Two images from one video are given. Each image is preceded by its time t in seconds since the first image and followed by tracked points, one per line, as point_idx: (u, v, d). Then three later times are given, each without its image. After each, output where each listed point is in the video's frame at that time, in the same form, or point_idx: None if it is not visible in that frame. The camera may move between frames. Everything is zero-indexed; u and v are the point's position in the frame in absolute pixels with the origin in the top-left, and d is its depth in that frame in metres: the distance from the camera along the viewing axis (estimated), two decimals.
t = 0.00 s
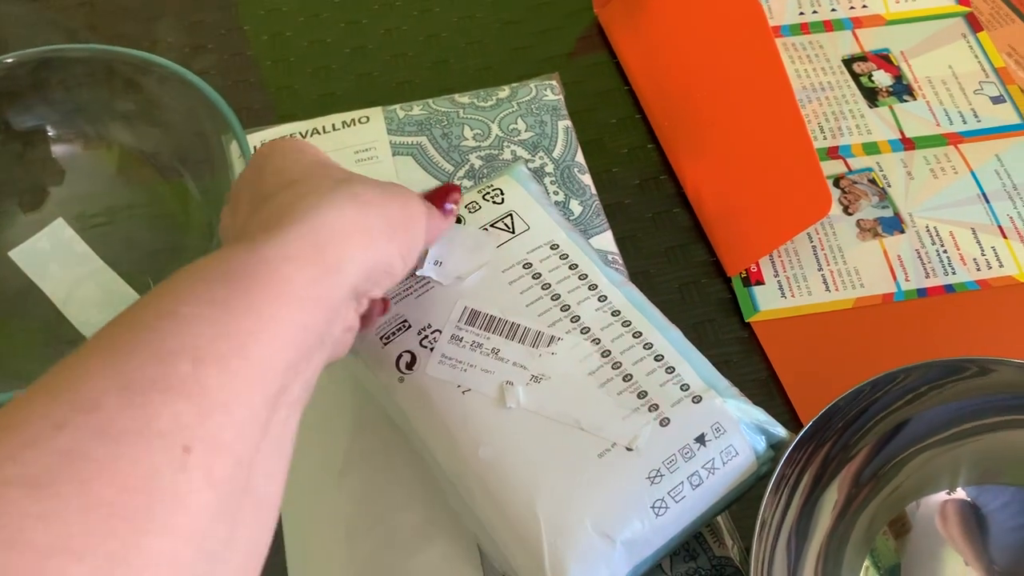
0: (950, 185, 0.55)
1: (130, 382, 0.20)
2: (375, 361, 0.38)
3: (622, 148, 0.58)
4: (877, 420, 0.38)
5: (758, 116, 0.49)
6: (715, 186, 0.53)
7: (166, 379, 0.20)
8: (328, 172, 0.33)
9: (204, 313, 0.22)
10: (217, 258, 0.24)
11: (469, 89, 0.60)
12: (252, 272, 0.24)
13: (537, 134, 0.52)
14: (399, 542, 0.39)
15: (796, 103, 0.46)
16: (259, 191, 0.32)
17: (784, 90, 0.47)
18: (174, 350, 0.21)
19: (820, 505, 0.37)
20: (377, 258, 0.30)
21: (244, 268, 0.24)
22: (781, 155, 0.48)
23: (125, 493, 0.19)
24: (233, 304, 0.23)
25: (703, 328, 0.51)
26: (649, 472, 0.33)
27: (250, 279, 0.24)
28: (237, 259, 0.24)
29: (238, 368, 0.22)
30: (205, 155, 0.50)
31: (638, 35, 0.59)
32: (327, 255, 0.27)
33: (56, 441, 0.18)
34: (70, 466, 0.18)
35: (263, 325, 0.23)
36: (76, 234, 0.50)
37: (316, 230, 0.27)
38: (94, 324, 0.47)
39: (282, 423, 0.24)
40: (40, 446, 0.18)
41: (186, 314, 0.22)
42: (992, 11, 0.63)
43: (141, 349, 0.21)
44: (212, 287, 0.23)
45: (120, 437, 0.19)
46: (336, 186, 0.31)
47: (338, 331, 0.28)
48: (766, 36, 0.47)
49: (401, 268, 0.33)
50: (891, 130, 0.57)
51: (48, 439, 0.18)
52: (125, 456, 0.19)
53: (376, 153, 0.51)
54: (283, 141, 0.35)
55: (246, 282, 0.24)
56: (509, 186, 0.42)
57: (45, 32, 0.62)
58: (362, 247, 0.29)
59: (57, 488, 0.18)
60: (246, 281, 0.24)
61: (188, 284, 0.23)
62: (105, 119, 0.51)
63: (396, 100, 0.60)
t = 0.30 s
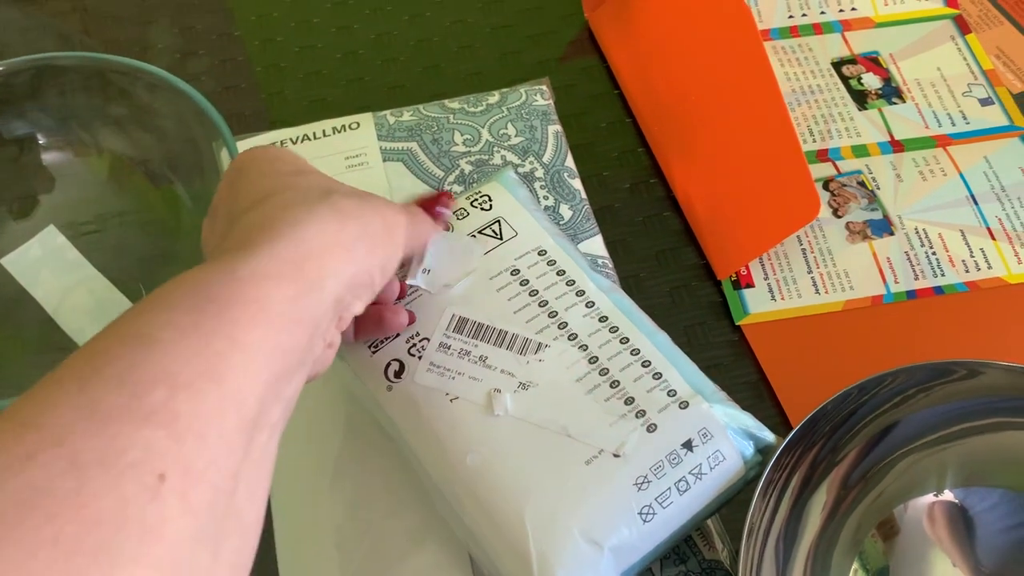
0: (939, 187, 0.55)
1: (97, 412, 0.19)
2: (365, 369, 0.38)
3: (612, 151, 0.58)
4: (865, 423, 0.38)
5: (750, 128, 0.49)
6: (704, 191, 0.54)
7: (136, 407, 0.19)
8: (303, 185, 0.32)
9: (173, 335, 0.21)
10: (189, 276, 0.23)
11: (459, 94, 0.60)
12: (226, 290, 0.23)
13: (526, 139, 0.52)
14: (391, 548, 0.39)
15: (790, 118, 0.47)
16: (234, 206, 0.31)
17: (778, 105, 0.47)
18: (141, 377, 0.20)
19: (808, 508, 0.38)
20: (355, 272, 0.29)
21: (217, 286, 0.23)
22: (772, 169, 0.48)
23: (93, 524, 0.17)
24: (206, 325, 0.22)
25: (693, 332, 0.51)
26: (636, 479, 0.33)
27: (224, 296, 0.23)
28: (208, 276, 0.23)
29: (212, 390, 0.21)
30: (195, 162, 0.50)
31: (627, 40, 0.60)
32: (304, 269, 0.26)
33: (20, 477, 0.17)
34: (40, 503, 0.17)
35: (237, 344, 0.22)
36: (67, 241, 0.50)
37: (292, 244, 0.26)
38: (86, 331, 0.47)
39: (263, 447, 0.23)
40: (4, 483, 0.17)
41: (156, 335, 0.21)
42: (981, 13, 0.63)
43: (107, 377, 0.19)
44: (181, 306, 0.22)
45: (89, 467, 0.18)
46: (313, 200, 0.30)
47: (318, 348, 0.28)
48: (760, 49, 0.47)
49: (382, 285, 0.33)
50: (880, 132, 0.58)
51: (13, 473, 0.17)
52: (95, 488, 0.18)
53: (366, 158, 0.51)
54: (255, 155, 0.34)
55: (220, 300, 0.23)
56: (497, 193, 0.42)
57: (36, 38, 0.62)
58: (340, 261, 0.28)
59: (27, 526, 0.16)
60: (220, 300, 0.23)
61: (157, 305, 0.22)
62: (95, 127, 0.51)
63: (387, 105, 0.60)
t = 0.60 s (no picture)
0: (938, 181, 0.55)
1: (164, 401, 0.21)
2: (366, 365, 0.38)
3: (611, 147, 0.58)
4: (866, 416, 0.38)
5: (751, 125, 0.49)
6: (704, 186, 0.53)
7: (194, 401, 0.22)
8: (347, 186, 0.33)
9: (232, 338, 0.23)
10: (251, 279, 0.26)
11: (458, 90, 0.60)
12: (283, 297, 0.25)
13: (526, 135, 0.52)
14: (393, 544, 0.39)
15: (791, 115, 0.47)
16: (277, 196, 0.33)
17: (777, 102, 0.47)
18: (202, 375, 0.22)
19: (810, 501, 0.38)
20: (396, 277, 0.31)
21: (276, 294, 0.25)
22: (772, 166, 0.48)
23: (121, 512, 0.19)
24: (261, 329, 0.24)
25: (694, 327, 0.51)
26: (637, 473, 0.33)
27: (282, 303, 0.25)
28: (267, 281, 0.26)
29: (263, 389, 0.23)
30: (195, 159, 0.50)
31: (626, 37, 0.59)
32: (353, 278, 0.28)
33: (91, 460, 0.20)
34: (101, 488, 0.20)
35: (291, 347, 0.25)
36: (66, 239, 0.49)
37: (344, 252, 0.28)
38: (85, 330, 0.47)
39: (298, 441, 0.26)
40: (79, 464, 0.20)
41: (219, 336, 0.23)
42: (978, 8, 0.64)
43: (168, 371, 0.22)
44: (243, 307, 0.24)
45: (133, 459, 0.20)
46: (362, 207, 0.31)
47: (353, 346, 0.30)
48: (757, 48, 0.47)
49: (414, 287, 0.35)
50: (879, 127, 0.58)
51: (82, 457, 0.20)
52: (152, 475, 0.20)
53: (365, 154, 0.51)
54: (301, 146, 0.36)
55: (278, 308, 0.25)
56: (497, 187, 0.42)
57: (33, 37, 0.62)
58: (386, 268, 0.30)
59: (88, 509, 0.19)
60: (278, 307, 0.25)
61: (220, 303, 0.24)
62: (95, 125, 0.51)
63: (386, 102, 0.60)
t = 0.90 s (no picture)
0: (935, 180, 0.56)
1: (134, 391, 0.20)
2: (365, 368, 0.38)
3: (610, 147, 0.58)
4: (865, 413, 0.38)
5: (754, 125, 0.49)
6: (703, 186, 0.54)
7: (169, 388, 0.20)
8: (335, 179, 0.32)
9: (207, 324, 0.22)
10: (226, 265, 0.24)
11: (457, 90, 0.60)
12: (261, 282, 0.24)
13: (525, 134, 0.52)
14: (395, 542, 0.39)
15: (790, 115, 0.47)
16: (267, 198, 0.32)
17: (778, 103, 0.47)
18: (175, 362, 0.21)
19: (810, 498, 0.38)
20: (381, 265, 0.30)
21: (254, 278, 0.24)
22: (772, 166, 0.49)
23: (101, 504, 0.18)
24: (238, 314, 0.23)
25: (693, 326, 0.51)
26: (635, 475, 0.33)
27: (261, 288, 0.24)
28: (245, 267, 0.24)
29: (242, 374, 0.22)
30: (194, 159, 0.50)
31: (624, 37, 0.60)
32: (337, 266, 0.27)
33: (60, 451, 0.18)
34: (71, 480, 0.18)
35: (269, 333, 0.23)
36: (65, 239, 0.49)
37: (325, 240, 0.27)
38: (85, 330, 0.47)
39: (287, 429, 0.24)
40: (47, 454, 0.18)
41: (192, 323, 0.22)
42: (974, 8, 0.64)
43: (139, 359, 0.20)
44: (217, 294, 0.23)
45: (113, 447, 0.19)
46: (346, 198, 0.30)
47: (339, 338, 0.29)
48: (757, 49, 0.47)
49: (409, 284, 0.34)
50: (877, 126, 0.58)
51: (54, 448, 0.18)
52: (124, 463, 0.19)
53: (365, 154, 0.52)
54: (293, 147, 0.35)
55: (256, 292, 0.24)
56: (494, 186, 0.42)
57: (32, 38, 0.62)
58: (369, 257, 0.29)
59: (57, 500, 0.18)
60: (256, 291, 0.24)
61: (194, 290, 0.23)
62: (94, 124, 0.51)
63: (385, 102, 0.60)
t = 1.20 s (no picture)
0: (933, 179, 0.56)
1: (97, 388, 0.20)
2: (363, 376, 0.38)
3: (607, 147, 0.58)
4: (867, 411, 0.38)
5: (749, 124, 0.49)
6: (701, 185, 0.54)
7: (135, 386, 0.20)
8: (316, 175, 0.32)
9: (171, 319, 0.22)
10: (196, 260, 0.24)
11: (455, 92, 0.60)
12: (228, 277, 0.24)
13: (523, 135, 0.52)
14: (393, 542, 0.39)
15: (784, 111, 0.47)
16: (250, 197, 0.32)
17: (771, 102, 0.47)
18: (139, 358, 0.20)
19: (812, 496, 0.38)
20: (355, 258, 0.30)
21: (222, 272, 0.24)
22: (770, 162, 0.49)
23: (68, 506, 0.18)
24: (205, 309, 0.22)
25: (691, 326, 0.51)
26: (636, 481, 0.33)
27: (229, 282, 0.24)
28: (214, 260, 0.24)
29: (210, 370, 0.22)
30: (193, 160, 0.50)
31: (622, 36, 0.60)
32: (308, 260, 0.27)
33: (18, 453, 0.18)
34: (30, 484, 0.18)
35: (236, 327, 0.23)
36: (65, 241, 0.50)
37: (295, 234, 0.27)
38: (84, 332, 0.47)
39: (267, 418, 0.24)
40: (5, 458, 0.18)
41: (158, 318, 0.21)
42: (971, 8, 0.64)
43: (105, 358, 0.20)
44: (185, 288, 0.23)
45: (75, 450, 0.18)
46: (323, 193, 0.30)
47: (317, 334, 0.29)
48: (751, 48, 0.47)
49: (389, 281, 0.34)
50: (874, 126, 0.58)
51: (9, 452, 0.18)
52: (84, 464, 0.18)
53: (364, 156, 0.52)
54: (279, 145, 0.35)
55: (223, 286, 0.23)
56: (487, 186, 0.42)
57: (30, 41, 0.62)
58: (341, 250, 0.29)
59: (15, 505, 0.17)
60: (225, 286, 0.23)
61: (162, 285, 0.23)
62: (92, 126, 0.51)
63: (384, 103, 0.60)
